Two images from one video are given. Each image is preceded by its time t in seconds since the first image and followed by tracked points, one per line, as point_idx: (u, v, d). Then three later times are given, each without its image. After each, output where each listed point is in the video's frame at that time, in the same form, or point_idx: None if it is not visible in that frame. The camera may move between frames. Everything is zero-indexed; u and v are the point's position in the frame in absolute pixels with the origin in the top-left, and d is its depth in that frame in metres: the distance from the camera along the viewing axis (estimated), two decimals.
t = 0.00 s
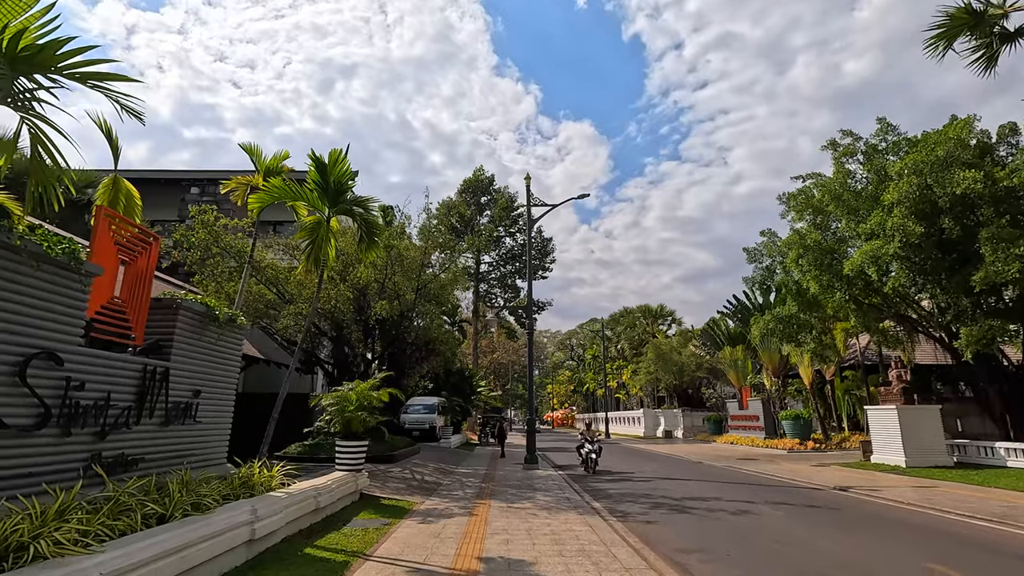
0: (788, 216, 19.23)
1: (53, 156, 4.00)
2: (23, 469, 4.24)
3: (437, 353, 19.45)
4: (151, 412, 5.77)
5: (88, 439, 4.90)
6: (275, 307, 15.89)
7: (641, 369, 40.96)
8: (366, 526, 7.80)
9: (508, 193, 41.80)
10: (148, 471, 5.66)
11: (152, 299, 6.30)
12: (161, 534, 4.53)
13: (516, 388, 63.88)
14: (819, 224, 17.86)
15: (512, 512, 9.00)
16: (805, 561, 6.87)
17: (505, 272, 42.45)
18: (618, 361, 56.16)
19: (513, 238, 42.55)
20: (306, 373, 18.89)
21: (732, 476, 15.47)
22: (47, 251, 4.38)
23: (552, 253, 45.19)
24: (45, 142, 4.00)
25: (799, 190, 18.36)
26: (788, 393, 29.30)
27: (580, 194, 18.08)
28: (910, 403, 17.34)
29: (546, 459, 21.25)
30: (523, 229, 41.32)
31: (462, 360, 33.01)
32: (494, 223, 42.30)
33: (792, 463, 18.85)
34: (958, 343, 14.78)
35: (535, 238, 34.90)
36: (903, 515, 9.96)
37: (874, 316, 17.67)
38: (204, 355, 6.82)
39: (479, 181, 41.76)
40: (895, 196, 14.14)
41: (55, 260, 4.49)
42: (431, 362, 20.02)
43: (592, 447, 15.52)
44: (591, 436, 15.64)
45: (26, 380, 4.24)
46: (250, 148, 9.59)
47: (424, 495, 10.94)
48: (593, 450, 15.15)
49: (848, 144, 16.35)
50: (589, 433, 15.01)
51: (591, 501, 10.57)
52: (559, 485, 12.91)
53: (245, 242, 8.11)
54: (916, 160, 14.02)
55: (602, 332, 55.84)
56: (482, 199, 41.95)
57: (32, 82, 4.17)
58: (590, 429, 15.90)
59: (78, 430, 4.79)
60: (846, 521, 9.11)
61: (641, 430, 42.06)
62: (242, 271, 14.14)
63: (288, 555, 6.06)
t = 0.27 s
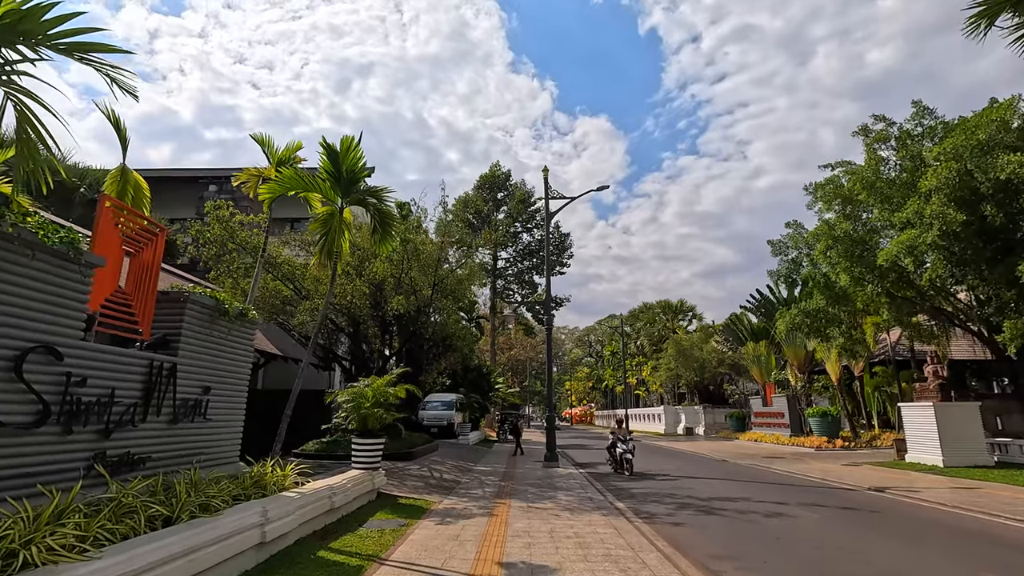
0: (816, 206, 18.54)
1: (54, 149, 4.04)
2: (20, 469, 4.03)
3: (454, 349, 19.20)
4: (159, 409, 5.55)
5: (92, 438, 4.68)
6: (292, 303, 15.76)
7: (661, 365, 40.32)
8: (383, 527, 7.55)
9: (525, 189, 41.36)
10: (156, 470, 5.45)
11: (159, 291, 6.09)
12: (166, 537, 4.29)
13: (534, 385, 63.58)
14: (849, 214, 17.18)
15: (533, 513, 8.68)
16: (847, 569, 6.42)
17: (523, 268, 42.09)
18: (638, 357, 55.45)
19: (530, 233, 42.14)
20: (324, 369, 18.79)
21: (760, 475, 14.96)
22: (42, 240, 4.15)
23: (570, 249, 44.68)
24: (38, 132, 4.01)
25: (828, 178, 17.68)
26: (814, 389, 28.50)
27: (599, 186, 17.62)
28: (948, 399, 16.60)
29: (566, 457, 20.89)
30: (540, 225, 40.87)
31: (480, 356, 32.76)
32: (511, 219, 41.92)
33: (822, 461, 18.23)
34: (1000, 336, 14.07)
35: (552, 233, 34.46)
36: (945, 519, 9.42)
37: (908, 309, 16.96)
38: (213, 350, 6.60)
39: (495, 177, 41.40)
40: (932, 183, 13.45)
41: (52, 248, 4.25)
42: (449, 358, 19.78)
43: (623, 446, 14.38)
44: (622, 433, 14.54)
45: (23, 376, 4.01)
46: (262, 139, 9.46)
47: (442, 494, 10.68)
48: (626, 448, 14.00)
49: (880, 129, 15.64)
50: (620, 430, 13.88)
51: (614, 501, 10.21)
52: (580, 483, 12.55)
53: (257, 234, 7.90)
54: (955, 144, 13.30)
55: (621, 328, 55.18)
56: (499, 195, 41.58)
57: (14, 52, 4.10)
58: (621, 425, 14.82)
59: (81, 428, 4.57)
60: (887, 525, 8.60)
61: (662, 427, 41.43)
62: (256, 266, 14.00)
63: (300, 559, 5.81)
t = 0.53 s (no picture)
0: (833, 197, 18.03)
1: (27, 110, 4.13)
2: None
3: (462, 344, 18.87)
4: (151, 402, 5.26)
5: (76, 432, 4.39)
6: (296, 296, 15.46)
7: (670, 361, 39.85)
8: (387, 526, 7.19)
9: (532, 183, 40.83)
10: (148, 467, 5.16)
11: (153, 279, 5.79)
12: (152, 540, 3.98)
13: (541, 381, 63.30)
14: (868, 204, 16.67)
15: (545, 512, 8.30)
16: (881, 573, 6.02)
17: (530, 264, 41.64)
18: (646, 353, 54.92)
19: (538, 229, 41.72)
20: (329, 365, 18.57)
21: (776, 472, 14.53)
22: (17, 217, 3.84)
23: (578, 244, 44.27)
24: (10, 93, 4.07)
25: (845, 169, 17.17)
26: (828, 385, 27.97)
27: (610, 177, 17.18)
28: (972, 395, 16.05)
29: (575, 454, 20.51)
30: (548, 220, 40.45)
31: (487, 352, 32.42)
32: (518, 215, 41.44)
33: (839, 459, 17.75)
34: None
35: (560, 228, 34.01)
36: (977, 519, 8.97)
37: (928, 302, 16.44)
38: (212, 341, 6.30)
39: (502, 172, 40.96)
40: (958, 170, 12.92)
41: (27, 228, 3.96)
42: (456, 354, 19.45)
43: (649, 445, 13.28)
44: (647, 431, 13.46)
45: None
46: (263, 124, 9.12)
47: (450, 492, 10.34)
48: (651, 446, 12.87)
49: (901, 116, 15.10)
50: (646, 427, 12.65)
51: (629, 499, 9.80)
52: (592, 481, 12.17)
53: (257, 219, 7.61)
54: (981, 130, 12.78)
55: (629, 324, 54.66)
56: (506, 190, 41.15)
57: None
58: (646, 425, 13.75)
59: (63, 421, 4.28)
60: (918, 528, 8.15)
61: (670, 423, 41.03)
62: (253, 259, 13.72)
63: (299, 561, 5.49)
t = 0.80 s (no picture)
0: (839, 191, 17.66)
1: None
2: None
3: (461, 341, 18.54)
4: (127, 402, 4.94)
5: (40, 434, 4.07)
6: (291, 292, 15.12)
7: (671, 358, 39.52)
8: (381, 531, 6.87)
9: (532, 179, 40.40)
10: (123, 470, 4.84)
11: (130, 271, 5.45)
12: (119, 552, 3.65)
13: (541, 379, 62.99)
14: (875, 199, 16.31)
15: (546, 515, 7.99)
16: None
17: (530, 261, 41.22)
18: (647, 351, 54.57)
19: (537, 226, 41.33)
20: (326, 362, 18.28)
21: (782, 472, 14.23)
22: None
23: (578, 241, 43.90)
24: None
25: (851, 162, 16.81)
26: (831, 383, 27.64)
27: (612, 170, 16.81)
28: (981, 394, 15.74)
29: (576, 453, 20.20)
30: (548, 217, 40.07)
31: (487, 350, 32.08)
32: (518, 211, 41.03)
33: (844, 458, 17.45)
34: None
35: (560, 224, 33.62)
36: (995, 522, 8.64)
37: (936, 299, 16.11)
38: (194, 337, 5.96)
39: (502, 168, 40.55)
40: (970, 163, 12.57)
41: None
42: (455, 351, 19.12)
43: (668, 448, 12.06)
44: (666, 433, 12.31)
45: None
46: (247, 111, 8.79)
47: (448, 493, 10.01)
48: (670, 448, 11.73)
49: (910, 107, 14.74)
50: (665, 429, 11.45)
51: (632, 501, 9.49)
52: (594, 481, 11.87)
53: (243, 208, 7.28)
54: (993, 121, 12.43)
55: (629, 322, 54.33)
56: (506, 186, 40.75)
57: None
58: (665, 426, 12.59)
59: (26, 423, 3.95)
60: (934, 532, 7.86)
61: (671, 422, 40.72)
62: (243, 253, 13.35)
63: (286, 570, 5.16)
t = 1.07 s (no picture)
0: (836, 183, 17.40)
1: None
2: None
3: (452, 335, 18.19)
4: (81, 393, 4.56)
5: None
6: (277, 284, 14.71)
7: (665, 354, 39.31)
8: (363, 530, 6.53)
9: (525, 173, 39.99)
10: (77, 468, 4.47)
11: (88, 252, 5.06)
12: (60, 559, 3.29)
13: (534, 375, 62.74)
14: (871, 190, 16.06)
15: (537, 513, 7.67)
16: None
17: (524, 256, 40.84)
18: (641, 346, 54.38)
19: (531, 220, 40.96)
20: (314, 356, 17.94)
21: (777, 467, 13.99)
22: None
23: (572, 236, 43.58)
24: None
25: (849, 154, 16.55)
26: (824, 378, 27.46)
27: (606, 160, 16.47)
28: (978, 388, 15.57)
29: (569, 448, 19.90)
30: (542, 211, 39.69)
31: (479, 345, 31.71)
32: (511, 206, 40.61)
33: (839, 453, 17.25)
34: None
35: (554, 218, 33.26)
36: (998, 519, 8.40)
37: (931, 293, 15.91)
38: (160, 324, 5.59)
39: (495, 162, 40.11)
40: (970, 152, 12.33)
41: None
42: (446, 345, 18.77)
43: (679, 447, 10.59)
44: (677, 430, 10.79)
45: None
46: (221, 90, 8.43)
47: (435, 490, 9.67)
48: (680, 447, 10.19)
49: (910, 97, 14.48)
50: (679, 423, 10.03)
51: (626, 498, 9.19)
52: (587, 477, 11.57)
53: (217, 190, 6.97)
54: (994, 110, 12.20)
55: (623, 317, 54.12)
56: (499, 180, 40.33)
57: None
58: (677, 423, 11.06)
59: None
60: (937, 529, 7.60)
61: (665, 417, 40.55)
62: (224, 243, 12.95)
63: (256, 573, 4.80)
